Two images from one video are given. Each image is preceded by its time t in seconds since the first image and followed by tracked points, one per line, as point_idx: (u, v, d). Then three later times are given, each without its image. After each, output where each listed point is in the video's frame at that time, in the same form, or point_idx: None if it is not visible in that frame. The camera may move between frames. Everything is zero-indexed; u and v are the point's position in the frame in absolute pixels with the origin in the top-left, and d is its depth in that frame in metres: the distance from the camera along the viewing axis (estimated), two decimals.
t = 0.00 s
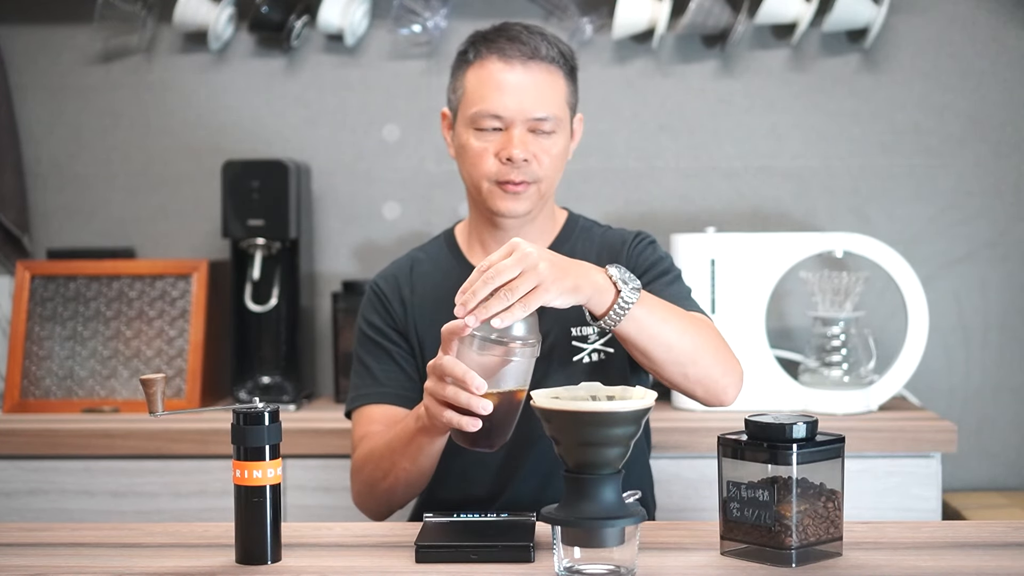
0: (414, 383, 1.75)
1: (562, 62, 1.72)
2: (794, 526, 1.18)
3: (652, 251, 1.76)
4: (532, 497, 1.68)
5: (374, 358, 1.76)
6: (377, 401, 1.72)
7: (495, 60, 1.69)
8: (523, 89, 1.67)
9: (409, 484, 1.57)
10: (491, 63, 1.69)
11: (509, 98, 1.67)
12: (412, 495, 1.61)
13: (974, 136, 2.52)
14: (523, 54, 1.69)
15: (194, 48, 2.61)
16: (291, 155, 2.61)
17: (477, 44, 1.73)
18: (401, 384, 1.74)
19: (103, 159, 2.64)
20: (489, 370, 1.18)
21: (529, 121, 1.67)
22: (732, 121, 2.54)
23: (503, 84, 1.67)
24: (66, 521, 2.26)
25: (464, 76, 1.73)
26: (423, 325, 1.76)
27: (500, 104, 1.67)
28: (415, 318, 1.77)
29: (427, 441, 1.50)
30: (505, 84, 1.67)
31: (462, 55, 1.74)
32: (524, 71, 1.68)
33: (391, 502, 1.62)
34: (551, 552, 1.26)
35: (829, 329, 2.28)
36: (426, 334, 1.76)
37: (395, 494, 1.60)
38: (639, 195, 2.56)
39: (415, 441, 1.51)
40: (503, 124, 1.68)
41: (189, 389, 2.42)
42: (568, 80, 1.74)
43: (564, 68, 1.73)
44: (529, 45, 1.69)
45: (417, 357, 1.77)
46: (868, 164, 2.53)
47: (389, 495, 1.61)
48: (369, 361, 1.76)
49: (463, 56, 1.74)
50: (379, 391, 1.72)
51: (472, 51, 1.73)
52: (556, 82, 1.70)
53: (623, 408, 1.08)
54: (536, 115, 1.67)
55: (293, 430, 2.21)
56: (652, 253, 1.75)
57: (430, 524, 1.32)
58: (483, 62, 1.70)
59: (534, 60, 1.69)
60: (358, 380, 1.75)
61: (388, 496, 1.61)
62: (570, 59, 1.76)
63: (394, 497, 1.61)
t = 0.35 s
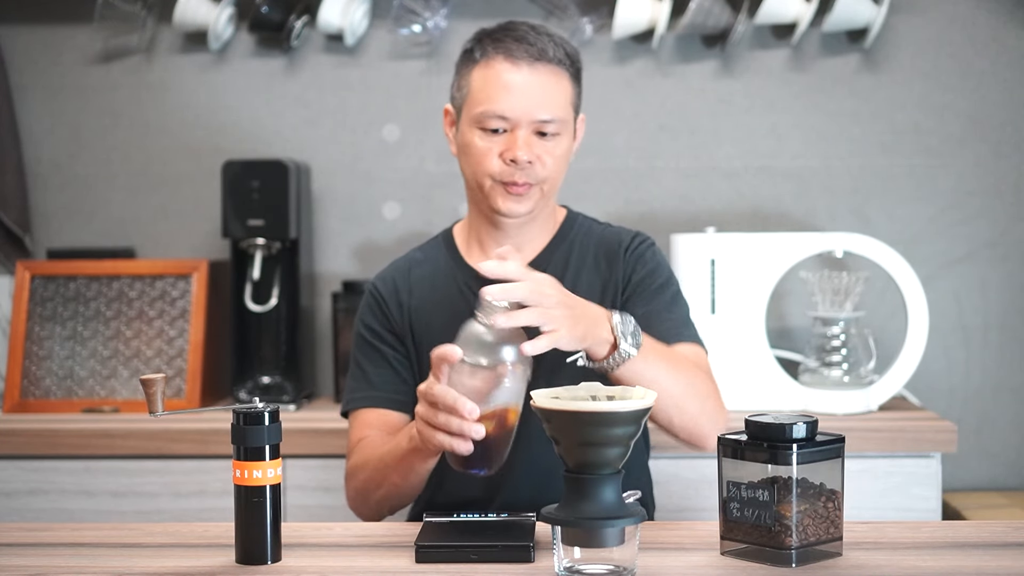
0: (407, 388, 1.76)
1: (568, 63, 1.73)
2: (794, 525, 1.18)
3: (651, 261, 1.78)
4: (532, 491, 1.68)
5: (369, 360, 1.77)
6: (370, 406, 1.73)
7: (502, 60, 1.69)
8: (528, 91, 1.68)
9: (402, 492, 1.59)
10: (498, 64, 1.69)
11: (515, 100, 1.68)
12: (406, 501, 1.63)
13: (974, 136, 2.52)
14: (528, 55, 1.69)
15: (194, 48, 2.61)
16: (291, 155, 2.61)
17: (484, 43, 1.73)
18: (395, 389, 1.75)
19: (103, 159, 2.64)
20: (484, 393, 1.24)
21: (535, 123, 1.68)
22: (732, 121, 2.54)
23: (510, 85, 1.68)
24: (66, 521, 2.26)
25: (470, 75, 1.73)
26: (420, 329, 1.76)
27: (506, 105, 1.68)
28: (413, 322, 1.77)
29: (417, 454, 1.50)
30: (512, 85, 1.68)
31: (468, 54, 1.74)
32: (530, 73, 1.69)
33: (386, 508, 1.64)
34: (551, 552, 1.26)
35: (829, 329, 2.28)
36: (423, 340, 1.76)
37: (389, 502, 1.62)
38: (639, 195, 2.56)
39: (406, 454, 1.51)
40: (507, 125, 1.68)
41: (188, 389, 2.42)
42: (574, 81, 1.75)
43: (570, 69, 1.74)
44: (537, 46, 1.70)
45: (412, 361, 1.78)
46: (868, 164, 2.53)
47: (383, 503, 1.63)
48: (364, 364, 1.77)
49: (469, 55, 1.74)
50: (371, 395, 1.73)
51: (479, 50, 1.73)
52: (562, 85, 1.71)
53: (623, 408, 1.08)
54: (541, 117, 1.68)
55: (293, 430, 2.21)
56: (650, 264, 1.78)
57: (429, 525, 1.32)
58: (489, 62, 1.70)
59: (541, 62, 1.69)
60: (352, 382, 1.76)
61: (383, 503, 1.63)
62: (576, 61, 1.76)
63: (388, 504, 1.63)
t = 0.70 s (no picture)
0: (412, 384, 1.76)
1: (574, 62, 1.72)
2: (794, 525, 1.18)
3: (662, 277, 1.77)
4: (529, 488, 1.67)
5: (374, 352, 1.77)
6: (372, 398, 1.73)
7: (507, 60, 1.68)
8: (533, 89, 1.67)
9: (398, 480, 1.62)
10: (503, 64, 1.68)
11: (521, 98, 1.67)
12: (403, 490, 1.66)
13: (974, 136, 2.52)
14: (533, 54, 1.69)
15: (194, 49, 2.61)
16: (291, 155, 2.61)
17: (491, 45, 1.73)
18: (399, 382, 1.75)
19: (103, 159, 2.64)
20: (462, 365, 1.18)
21: (540, 120, 1.66)
22: (732, 121, 2.54)
23: (514, 84, 1.67)
24: (66, 521, 2.26)
25: (477, 76, 1.72)
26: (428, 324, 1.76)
27: (511, 104, 1.67)
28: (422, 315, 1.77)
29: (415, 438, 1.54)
30: (517, 84, 1.67)
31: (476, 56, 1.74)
32: (535, 71, 1.67)
33: (382, 498, 1.67)
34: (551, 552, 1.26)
35: (829, 329, 2.28)
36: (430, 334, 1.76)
37: (385, 491, 1.65)
38: (639, 195, 2.56)
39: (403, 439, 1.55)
40: (513, 124, 1.67)
41: (189, 389, 2.43)
42: (581, 80, 1.74)
43: (576, 68, 1.73)
44: (541, 45, 1.69)
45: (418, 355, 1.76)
46: (868, 164, 2.53)
47: (379, 492, 1.65)
48: (370, 356, 1.77)
49: (477, 57, 1.74)
50: (376, 386, 1.74)
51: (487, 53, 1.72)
52: (567, 83, 1.70)
53: (623, 408, 1.08)
54: (546, 115, 1.66)
55: (294, 430, 2.22)
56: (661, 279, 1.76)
57: (429, 525, 1.32)
58: (494, 63, 1.70)
59: (545, 61, 1.69)
60: (356, 374, 1.77)
61: (379, 493, 1.65)
62: (583, 60, 1.75)
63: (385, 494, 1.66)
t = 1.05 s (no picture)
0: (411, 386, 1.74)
1: (593, 64, 1.75)
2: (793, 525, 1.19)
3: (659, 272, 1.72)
4: (523, 492, 1.65)
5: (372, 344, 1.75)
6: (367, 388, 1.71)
7: (531, 55, 1.70)
8: (559, 83, 1.69)
9: (362, 428, 1.57)
10: (528, 58, 1.70)
11: (547, 91, 1.68)
12: (371, 445, 1.60)
13: (973, 137, 2.53)
14: (556, 50, 1.71)
15: (195, 49, 2.62)
16: (292, 155, 2.62)
17: (510, 39, 1.74)
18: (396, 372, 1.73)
19: (104, 159, 2.65)
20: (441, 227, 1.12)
21: (568, 116, 1.69)
22: (732, 122, 2.55)
23: (540, 78, 1.69)
24: (67, 520, 2.27)
25: (498, 69, 1.73)
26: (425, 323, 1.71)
27: (539, 97, 1.68)
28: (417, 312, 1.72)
29: (369, 373, 1.49)
30: (541, 77, 1.69)
31: (493, 50, 1.75)
32: (561, 66, 1.70)
33: (350, 455, 1.61)
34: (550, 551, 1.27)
35: (828, 329, 2.29)
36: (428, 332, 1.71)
37: (352, 444, 1.59)
38: (639, 195, 2.57)
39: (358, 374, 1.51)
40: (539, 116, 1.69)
41: (189, 388, 2.43)
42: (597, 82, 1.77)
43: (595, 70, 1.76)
44: (564, 42, 1.72)
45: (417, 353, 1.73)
46: (867, 164, 2.54)
47: (347, 447, 1.60)
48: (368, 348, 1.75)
49: (496, 51, 1.75)
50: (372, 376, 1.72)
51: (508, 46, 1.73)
52: (589, 84, 1.73)
53: (623, 407, 1.08)
54: (575, 110, 1.69)
55: (295, 429, 2.22)
56: (657, 274, 1.71)
57: (429, 524, 1.32)
58: (518, 57, 1.71)
59: (569, 57, 1.71)
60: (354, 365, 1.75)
61: (346, 448, 1.60)
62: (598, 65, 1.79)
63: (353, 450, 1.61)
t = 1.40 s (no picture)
0: (416, 380, 1.73)
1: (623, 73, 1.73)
2: (794, 525, 1.18)
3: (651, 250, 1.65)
4: (519, 487, 1.59)
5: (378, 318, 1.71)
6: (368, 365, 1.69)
7: (569, 54, 1.68)
8: (596, 84, 1.65)
9: (356, 361, 1.51)
10: (566, 58, 1.67)
11: (585, 91, 1.65)
12: (368, 385, 1.55)
13: (974, 137, 2.52)
14: (593, 52, 1.68)
15: (194, 49, 2.62)
16: (292, 154, 2.62)
17: (548, 38, 1.71)
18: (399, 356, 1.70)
19: (103, 159, 2.65)
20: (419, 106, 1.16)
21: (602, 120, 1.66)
22: (732, 121, 2.54)
23: (578, 77, 1.65)
24: (66, 521, 2.27)
25: (535, 64, 1.69)
26: (431, 315, 1.71)
27: (575, 95, 1.64)
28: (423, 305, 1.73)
29: (364, 298, 1.45)
30: (581, 78, 1.65)
31: (532, 46, 1.71)
32: (598, 69, 1.67)
33: (346, 395, 1.56)
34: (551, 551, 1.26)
35: (828, 329, 2.28)
36: (433, 322, 1.71)
37: (347, 381, 1.54)
38: (639, 195, 2.57)
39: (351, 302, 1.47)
40: (573, 114, 1.65)
41: (189, 388, 2.43)
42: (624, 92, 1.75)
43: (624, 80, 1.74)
44: (600, 47, 1.69)
45: (422, 345, 1.73)
46: (868, 164, 2.54)
47: (343, 385, 1.55)
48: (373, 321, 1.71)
49: (533, 46, 1.71)
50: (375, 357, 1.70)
51: (547, 43, 1.70)
52: (619, 91, 1.71)
53: (623, 408, 1.08)
54: (610, 115, 1.66)
55: (295, 430, 2.22)
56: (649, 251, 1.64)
57: (428, 525, 1.32)
58: (554, 54, 1.68)
59: (605, 61, 1.69)
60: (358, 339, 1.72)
61: (342, 387, 1.55)
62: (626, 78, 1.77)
63: (349, 389, 1.55)
